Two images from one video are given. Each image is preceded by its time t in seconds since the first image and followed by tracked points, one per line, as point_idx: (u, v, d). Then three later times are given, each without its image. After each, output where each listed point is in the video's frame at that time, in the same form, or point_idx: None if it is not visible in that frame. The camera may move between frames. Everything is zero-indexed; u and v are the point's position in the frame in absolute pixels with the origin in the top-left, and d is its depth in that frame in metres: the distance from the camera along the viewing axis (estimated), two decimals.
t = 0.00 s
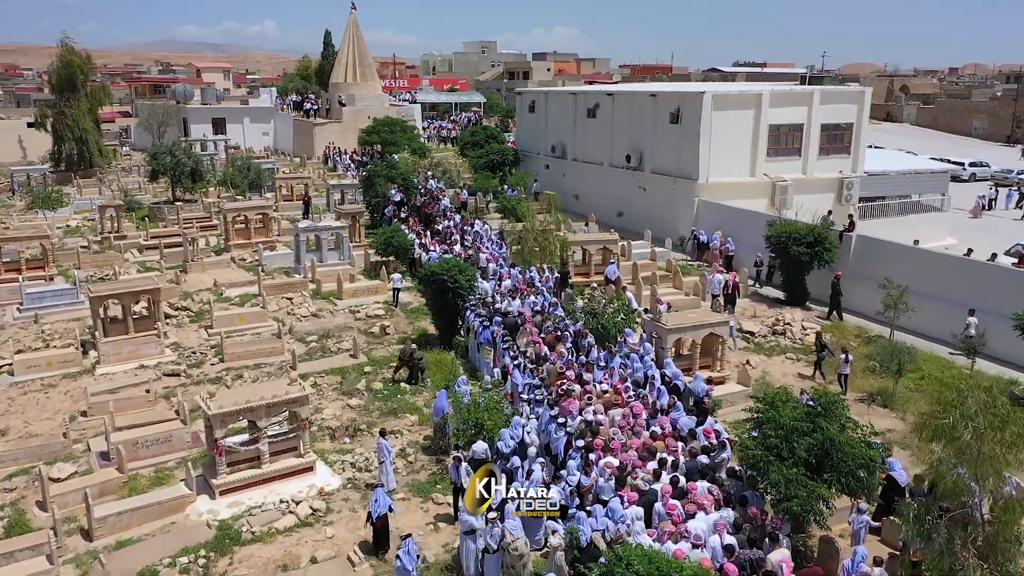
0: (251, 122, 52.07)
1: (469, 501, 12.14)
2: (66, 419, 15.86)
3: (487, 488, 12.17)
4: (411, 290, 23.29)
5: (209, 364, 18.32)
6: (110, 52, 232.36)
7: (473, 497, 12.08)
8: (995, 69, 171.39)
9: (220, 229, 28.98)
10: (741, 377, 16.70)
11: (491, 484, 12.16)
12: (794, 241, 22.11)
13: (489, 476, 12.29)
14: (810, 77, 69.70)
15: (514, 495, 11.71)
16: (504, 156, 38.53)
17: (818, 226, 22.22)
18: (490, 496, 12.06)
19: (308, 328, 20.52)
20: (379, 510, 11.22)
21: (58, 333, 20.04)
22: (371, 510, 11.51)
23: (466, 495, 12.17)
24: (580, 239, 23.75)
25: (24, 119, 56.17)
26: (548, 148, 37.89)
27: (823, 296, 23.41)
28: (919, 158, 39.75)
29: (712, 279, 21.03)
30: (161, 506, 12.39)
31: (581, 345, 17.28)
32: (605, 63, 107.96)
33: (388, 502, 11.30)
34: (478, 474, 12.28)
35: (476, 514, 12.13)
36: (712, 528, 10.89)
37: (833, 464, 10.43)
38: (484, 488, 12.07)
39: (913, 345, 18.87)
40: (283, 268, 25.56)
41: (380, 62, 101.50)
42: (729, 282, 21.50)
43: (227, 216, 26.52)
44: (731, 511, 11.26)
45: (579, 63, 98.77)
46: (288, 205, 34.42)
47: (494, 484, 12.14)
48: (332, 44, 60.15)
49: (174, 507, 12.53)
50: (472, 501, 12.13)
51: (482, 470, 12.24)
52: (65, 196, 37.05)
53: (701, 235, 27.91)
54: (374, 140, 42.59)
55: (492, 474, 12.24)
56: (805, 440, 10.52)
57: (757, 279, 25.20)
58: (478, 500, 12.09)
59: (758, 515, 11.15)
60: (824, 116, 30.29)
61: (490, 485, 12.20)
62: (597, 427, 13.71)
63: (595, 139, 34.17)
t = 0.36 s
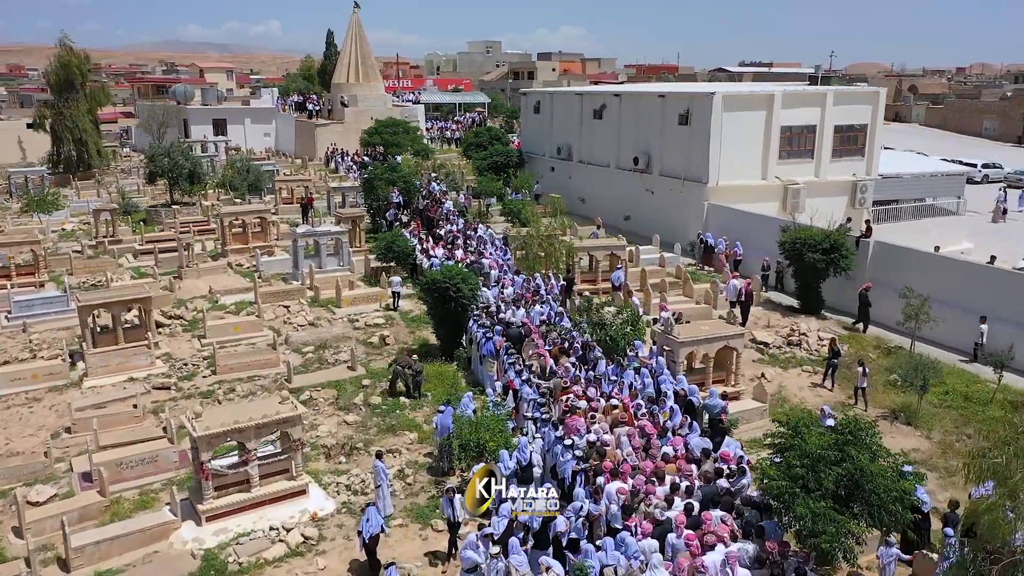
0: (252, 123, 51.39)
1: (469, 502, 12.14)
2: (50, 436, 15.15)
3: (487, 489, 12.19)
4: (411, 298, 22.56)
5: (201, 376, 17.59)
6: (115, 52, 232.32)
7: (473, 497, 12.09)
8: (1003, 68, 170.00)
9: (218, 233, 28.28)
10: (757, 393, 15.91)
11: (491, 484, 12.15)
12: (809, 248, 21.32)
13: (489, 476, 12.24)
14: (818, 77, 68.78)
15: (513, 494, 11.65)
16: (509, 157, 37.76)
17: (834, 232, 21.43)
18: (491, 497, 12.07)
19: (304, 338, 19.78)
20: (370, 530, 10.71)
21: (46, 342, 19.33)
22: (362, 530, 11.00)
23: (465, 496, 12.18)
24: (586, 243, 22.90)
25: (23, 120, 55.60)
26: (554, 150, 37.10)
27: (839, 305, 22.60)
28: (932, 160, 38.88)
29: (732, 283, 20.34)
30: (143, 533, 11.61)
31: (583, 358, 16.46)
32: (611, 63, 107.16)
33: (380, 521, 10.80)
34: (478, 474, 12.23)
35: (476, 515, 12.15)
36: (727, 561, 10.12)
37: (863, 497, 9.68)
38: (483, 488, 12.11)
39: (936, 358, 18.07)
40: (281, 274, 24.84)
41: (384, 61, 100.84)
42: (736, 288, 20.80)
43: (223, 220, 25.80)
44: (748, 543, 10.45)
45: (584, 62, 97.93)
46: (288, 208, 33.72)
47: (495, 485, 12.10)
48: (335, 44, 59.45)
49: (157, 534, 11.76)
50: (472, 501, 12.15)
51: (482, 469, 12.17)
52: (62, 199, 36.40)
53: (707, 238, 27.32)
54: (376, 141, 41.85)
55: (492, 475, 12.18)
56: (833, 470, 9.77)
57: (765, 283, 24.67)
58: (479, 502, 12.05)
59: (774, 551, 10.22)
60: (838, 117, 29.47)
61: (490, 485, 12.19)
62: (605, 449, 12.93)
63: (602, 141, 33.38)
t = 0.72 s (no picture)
0: (253, 124, 50.74)
1: (470, 501, 12.28)
2: (32, 454, 14.46)
3: (487, 488, 12.24)
4: (412, 305, 21.83)
5: (192, 389, 16.88)
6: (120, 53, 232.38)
7: (473, 497, 12.20)
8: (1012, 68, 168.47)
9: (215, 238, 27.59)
10: (774, 409, 15.14)
11: (491, 484, 12.18)
12: (824, 255, 20.55)
13: (489, 475, 12.27)
14: (826, 77, 67.87)
15: (515, 494, 11.78)
16: (513, 159, 37.03)
17: (851, 238, 20.65)
18: (491, 496, 12.13)
19: (300, 349, 19.07)
20: (361, 546, 10.51)
21: (34, 353, 18.66)
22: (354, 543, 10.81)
23: (465, 493, 12.27)
24: (593, 248, 22.07)
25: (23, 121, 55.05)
26: (559, 151, 36.35)
27: (856, 313, 21.79)
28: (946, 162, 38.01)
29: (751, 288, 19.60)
30: (124, 562, 10.80)
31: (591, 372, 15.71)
32: (616, 63, 106.29)
33: (372, 537, 10.58)
34: (478, 474, 12.28)
35: (477, 514, 12.32)
36: None
37: (898, 534, 8.91)
38: (483, 488, 12.15)
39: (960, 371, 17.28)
40: (278, 280, 24.14)
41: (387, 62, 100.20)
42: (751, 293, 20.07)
43: (220, 224, 25.12)
44: None
45: (589, 62, 97.10)
46: (288, 212, 33.03)
47: (494, 485, 12.16)
48: (337, 44, 58.78)
49: (139, 563, 10.96)
50: (473, 500, 12.28)
51: (482, 469, 12.22)
52: (58, 202, 35.77)
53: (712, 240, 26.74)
54: (378, 143, 41.15)
55: (492, 475, 12.19)
56: (865, 504, 9.04)
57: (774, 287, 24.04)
58: (478, 500, 12.19)
59: None
60: (851, 118, 28.66)
61: (490, 484, 12.21)
62: (614, 470, 12.19)
63: (608, 142, 32.63)
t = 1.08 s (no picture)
0: (254, 124, 50.09)
1: (469, 501, 11.33)
2: (9, 473, 13.73)
3: (487, 488, 11.30)
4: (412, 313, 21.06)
5: (180, 403, 16.13)
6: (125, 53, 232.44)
7: (472, 497, 11.22)
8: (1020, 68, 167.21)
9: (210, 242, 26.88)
10: (791, 428, 14.34)
11: (491, 484, 11.26)
12: (841, 262, 19.73)
13: (488, 474, 11.32)
14: (835, 76, 66.91)
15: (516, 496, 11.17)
16: (517, 161, 36.25)
17: (868, 244, 19.84)
18: (491, 497, 11.24)
19: (295, 359, 18.30)
20: (349, 569, 10.42)
21: (17, 363, 17.94)
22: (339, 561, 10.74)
23: (464, 494, 11.28)
24: (599, 255, 21.29)
25: (23, 122, 54.50)
26: (563, 153, 35.55)
27: (872, 323, 20.99)
28: (960, 163, 37.12)
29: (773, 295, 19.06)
30: None
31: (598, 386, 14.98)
32: (621, 62, 105.49)
33: (360, 560, 10.50)
34: (478, 474, 11.30)
35: (476, 515, 11.35)
36: None
37: None
38: (483, 489, 11.21)
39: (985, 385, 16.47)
40: (274, 286, 23.42)
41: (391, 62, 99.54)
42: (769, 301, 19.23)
43: (215, 228, 24.41)
44: None
45: (594, 62, 96.27)
46: (286, 215, 32.32)
47: (494, 485, 11.26)
48: (339, 43, 58.09)
49: None
50: (472, 500, 11.33)
51: (482, 469, 11.24)
52: (54, 204, 35.12)
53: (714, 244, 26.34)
54: (380, 144, 40.40)
55: (492, 475, 11.26)
56: (900, 544, 8.26)
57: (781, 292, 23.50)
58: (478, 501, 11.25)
59: None
60: (865, 119, 27.83)
61: (489, 484, 11.28)
62: (623, 495, 11.41)
63: (614, 144, 31.83)
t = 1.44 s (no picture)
0: (255, 126, 49.45)
1: (469, 501, 11.02)
2: None
3: (488, 488, 11.02)
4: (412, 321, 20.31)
5: (168, 419, 15.38)
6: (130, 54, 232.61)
7: (472, 497, 10.95)
8: None
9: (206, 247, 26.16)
10: (812, 449, 13.52)
11: (491, 484, 11.01)
12: (860, 270, 18.89)
13: (488, 474, 11.09)
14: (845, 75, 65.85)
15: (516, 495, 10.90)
16: (522, 163, 35.45)
17: (889, 251, 19.01)
18: (491, 496, 10.95)
19: (290, 370, 17.55)
20: None
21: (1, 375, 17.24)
22: None
23: (463, 495, 11.01)
24: (608, 261, 20.50)
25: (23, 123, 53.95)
26: (569, 155, 34.77)
27: (892, 333, 20.16)
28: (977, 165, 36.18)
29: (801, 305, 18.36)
30: None
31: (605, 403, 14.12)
32: (627, 62, 104.63)
33: None
34: (478, 473, 11.08)
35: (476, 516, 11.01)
36: None
37: None
38: (483, 489, 10.93)
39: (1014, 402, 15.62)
40: (271, 293, 22.68)
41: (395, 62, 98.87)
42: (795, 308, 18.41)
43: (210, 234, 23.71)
44: None
45: (600, 62, 95.42)
46: (286, 218, 31.61)
47: (494, 486, 10.98)
48: (342, 43, 57.41)
49: None
50: (472, 500, 11.01)
51: (482, 468, 11.02)
52: (50, 207, 34.48)
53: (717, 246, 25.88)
54: (382, 145, 39.66)
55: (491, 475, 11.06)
56: None
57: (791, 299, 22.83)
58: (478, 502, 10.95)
59: None
60: (881, 120, 26.98)
61: (489, 484, 11.04)
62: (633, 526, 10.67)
63: (622, 145, 31.04)
